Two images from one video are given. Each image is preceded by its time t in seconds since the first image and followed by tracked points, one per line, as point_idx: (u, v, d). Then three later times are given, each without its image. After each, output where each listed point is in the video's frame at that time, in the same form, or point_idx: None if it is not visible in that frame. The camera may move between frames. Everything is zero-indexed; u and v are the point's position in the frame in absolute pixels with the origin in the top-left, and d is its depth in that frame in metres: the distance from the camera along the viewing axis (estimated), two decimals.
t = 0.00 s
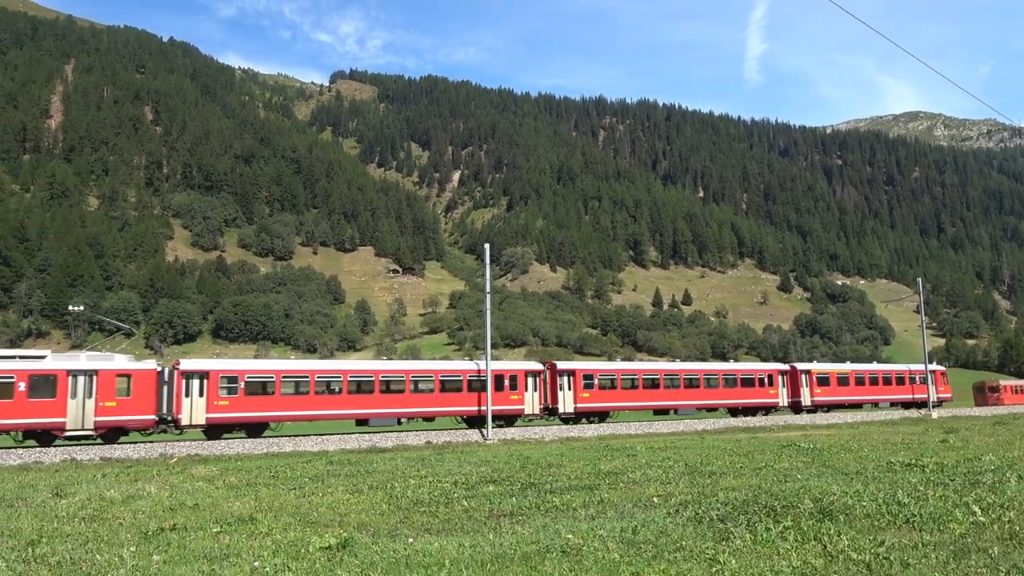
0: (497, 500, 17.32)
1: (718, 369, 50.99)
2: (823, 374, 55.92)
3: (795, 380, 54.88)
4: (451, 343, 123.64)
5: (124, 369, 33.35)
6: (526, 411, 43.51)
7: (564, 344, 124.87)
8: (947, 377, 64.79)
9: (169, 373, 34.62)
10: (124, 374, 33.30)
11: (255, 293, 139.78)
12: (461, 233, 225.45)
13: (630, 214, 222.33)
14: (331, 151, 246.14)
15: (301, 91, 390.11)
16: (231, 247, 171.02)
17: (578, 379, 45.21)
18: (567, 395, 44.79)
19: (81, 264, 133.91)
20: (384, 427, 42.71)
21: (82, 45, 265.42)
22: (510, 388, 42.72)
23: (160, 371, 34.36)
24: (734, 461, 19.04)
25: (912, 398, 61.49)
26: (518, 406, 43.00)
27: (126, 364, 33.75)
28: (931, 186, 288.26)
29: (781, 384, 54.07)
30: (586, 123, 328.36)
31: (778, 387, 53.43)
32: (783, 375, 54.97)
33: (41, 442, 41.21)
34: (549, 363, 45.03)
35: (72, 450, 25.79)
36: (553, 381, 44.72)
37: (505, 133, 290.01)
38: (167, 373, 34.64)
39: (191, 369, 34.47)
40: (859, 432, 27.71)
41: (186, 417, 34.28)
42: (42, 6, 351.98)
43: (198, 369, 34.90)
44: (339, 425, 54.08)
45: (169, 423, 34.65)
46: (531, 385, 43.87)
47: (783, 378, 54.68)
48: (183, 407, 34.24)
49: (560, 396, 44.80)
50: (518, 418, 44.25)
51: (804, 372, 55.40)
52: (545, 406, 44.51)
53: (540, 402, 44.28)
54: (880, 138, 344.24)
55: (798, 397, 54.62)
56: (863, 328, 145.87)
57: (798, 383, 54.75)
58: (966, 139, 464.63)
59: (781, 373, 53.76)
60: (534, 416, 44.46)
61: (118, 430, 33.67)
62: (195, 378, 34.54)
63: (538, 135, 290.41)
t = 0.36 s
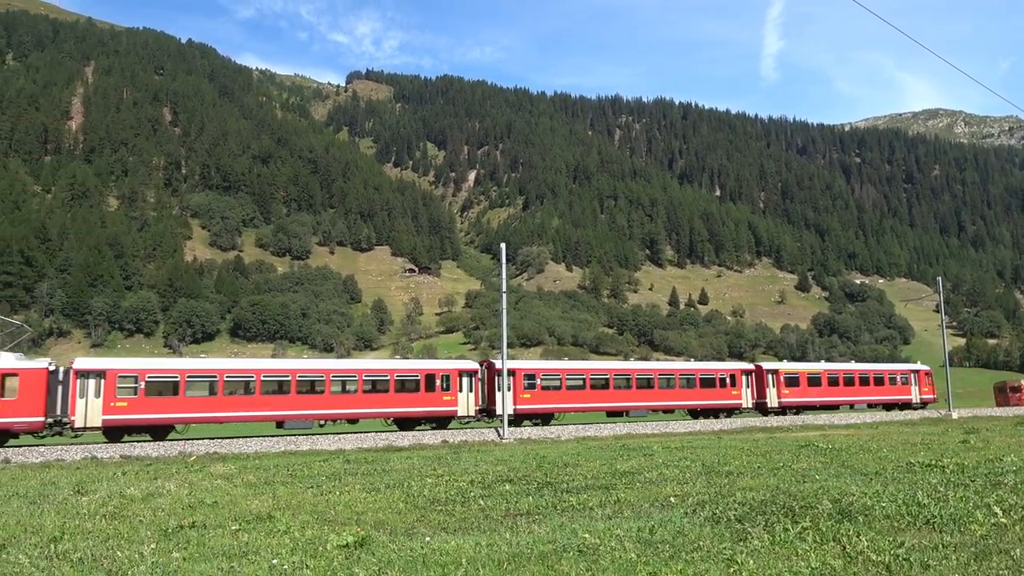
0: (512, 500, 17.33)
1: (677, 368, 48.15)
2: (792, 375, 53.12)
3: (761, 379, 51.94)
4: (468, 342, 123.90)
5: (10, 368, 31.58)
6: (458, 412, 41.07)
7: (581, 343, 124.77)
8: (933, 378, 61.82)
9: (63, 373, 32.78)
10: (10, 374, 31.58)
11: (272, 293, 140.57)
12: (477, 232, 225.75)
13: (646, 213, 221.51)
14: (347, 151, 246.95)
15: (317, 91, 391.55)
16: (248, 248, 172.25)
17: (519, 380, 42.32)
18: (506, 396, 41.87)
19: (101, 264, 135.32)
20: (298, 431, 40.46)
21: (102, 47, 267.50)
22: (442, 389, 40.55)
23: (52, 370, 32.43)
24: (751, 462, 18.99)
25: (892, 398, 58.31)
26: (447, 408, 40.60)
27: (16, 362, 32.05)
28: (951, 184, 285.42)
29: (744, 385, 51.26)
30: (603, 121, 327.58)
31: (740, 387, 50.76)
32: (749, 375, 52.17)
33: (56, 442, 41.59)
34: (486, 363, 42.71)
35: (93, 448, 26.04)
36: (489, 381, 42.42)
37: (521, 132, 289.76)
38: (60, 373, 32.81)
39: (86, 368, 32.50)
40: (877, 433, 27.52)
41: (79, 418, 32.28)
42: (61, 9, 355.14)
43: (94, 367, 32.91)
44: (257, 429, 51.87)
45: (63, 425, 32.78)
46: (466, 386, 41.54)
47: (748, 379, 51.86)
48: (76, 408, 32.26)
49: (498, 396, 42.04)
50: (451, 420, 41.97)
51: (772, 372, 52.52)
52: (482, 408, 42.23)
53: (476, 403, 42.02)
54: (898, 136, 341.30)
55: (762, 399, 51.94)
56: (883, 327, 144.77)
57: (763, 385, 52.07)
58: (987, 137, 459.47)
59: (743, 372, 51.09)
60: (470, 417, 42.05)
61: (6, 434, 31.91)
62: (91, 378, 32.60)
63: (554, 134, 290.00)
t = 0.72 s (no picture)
0: (532, 500, 17.32)
1: (628, 367, 45.37)
2: (755, 375, 49.86)
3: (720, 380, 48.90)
4: (484, 342, 124.22)
5: None
6: (382, 415, 38.73)
7: (598, 343, 124.67)
8: (914, 377, 59.31)
9: None
10: None
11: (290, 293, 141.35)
12: (494, 233, 226.07)
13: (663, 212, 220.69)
14: (364, 152, 247.82)
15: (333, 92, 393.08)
16: (266, 248, 173.53)
17: (451, 381, 40.55)
18: (437, 398, 40.12)
19: (121, 265, 136.77)
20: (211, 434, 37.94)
21: (121, 51, 269.89)
22: (365, 390, 38.36)
23: None
24: (770, 461, 18.91)
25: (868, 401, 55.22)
26: (371, 411, 38.28)
27: None
28: (972, 182, 282.59)
29: (703, 386, 48.02)
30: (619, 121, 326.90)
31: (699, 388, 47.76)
32: (708, 374, 49.00)
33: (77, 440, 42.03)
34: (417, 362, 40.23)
35: (115, 447, 26.26)
36: (418, 382, 39.94)
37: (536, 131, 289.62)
38: None
39: None
40: (895, 430, 27.44)
41: None
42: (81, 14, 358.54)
43: None
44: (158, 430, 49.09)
45: None
46: (392, 387, 39.28)
47: (708, 379, 48.62)
48: None
49: (429, 398, 40.12)
50: (375, 423, 39.75)
51: (733, 372, 49.45)
52: (411, 410, 39.88)
53: (404, 404, 39.70)
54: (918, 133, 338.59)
55: (722, 401, 48.82)
56: (903, 327, 143.68)
57: (724, 385, 48.84)
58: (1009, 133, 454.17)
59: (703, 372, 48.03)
60: (397, 420, 39.85)
61: None
62: None
63: (569, 134, 289.89)
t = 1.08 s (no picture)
0: (551, 499, 17.29)
1: (571, 365, 42.56)
2: (712, 374, 46.89)
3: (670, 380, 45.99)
4: (502, 340, 124.36)
5: None
6: (299, 418, 36.46)
7: (616, 342, 124.50)
8: (889, 377, 55.72)
9: None
10: None
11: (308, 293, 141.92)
12: (511, 232, 226.11)
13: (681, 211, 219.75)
14: (381, 152, 248.41)
15: (350, 92, 394.45)
16: (285, 248, 174.70)
17: (376, 381, 37.90)
18: (360, 400, 37.49)
19: (142, 265, 138.17)
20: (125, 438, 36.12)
21: (142, 53, 272.34)
22: (280, 391, 36.15)
23: None
24: (790, 462, 18.76)
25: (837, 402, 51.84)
26: (286, 413, 36.03)
27: None
28: (996, 178, 278.96)
29: (653, 386, 45.18)
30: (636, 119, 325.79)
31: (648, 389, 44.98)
32: (661, 374, 46.08)
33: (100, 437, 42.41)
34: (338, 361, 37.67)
35: (136, 445, 26.52)
36: (340, 383, 37.40)
37: (553, 130, 289.11)
38: None
39: None
40: (918, 431, 27.21)
41: None
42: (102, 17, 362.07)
43: None
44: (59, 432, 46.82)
45: None
46: (310, 387, 37.02)
47: (659, 379, 45.73)
48: None
49: (352, 399, 37.58)
50: (293, 426, 37.29)
51: (688, 371, 46.60)
52: (331, 411, 37.39)
53: (323, 406, 37.19)
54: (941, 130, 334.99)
55: (676, 402, 45.94)
56: (924, 325, 142.26)
57: (677, 385, 46.06)
58: None
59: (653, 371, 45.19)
60: (315, 422, 37.44)
61: None
62: None
63: (587, 133, 289.47)
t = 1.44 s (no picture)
0: (572, 497, 17.29)
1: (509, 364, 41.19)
2: (663, 374, 45.78)
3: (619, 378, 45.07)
4: (522, 339, 124.38)
5: None
6: (208, 420, 34.69)
7: (636, 341, 124.13)
8: (861, 374, 54.52)
9: None
10: None
11: (329, 292, 142.40)
12: (530, 232, 225.85)
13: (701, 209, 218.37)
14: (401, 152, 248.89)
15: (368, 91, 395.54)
16: (306, 248, 175.39)
17: (293, 380, 36.18)
18: (275, 401, 35.81)
19: (165, 266, 139.62)
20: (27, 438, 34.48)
21: (164, 55, 274.73)
22: (186, 392, 34.31)
23: None
24: (812, 460, 18.60)
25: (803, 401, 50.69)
26: (193, 415, 34.21)
27: None
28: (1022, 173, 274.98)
29: (598, 385, 44.07)
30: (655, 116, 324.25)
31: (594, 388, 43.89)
32: (608, 373, 45.10)
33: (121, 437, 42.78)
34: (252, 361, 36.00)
35: (162, 444, 26.88)
36: (253, 383, 35.71)
37: (572, 129, 288.30)
38: None
39: None
40: (945, 431, 26.92)
41: None
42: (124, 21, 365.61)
43: None
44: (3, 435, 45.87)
45: None
46: (221, 387, 35.29)
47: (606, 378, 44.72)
48: None
49: (267, 400, 35.88)
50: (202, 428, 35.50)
51: (638, 370, 45.51)
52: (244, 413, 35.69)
53: (235, 407, 35.48)
54: (965, 125, 330.76)
55: (624, 402, 45.01)
56: (949, 323, 140.53)
57: (625, 385, 45.12)
58: None
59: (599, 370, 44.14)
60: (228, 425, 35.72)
61: None
62: None
63: (606, 131, 288.57)
